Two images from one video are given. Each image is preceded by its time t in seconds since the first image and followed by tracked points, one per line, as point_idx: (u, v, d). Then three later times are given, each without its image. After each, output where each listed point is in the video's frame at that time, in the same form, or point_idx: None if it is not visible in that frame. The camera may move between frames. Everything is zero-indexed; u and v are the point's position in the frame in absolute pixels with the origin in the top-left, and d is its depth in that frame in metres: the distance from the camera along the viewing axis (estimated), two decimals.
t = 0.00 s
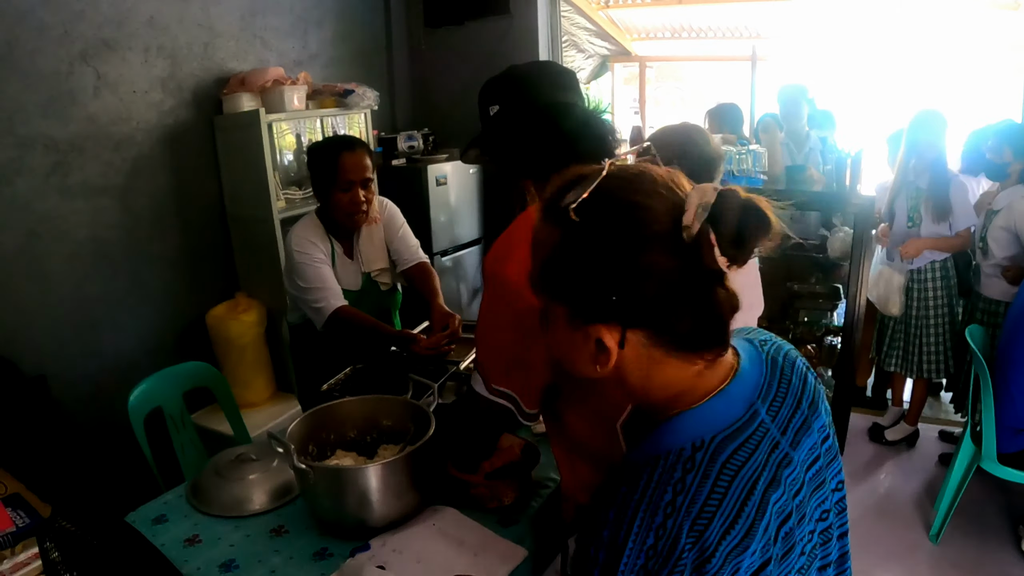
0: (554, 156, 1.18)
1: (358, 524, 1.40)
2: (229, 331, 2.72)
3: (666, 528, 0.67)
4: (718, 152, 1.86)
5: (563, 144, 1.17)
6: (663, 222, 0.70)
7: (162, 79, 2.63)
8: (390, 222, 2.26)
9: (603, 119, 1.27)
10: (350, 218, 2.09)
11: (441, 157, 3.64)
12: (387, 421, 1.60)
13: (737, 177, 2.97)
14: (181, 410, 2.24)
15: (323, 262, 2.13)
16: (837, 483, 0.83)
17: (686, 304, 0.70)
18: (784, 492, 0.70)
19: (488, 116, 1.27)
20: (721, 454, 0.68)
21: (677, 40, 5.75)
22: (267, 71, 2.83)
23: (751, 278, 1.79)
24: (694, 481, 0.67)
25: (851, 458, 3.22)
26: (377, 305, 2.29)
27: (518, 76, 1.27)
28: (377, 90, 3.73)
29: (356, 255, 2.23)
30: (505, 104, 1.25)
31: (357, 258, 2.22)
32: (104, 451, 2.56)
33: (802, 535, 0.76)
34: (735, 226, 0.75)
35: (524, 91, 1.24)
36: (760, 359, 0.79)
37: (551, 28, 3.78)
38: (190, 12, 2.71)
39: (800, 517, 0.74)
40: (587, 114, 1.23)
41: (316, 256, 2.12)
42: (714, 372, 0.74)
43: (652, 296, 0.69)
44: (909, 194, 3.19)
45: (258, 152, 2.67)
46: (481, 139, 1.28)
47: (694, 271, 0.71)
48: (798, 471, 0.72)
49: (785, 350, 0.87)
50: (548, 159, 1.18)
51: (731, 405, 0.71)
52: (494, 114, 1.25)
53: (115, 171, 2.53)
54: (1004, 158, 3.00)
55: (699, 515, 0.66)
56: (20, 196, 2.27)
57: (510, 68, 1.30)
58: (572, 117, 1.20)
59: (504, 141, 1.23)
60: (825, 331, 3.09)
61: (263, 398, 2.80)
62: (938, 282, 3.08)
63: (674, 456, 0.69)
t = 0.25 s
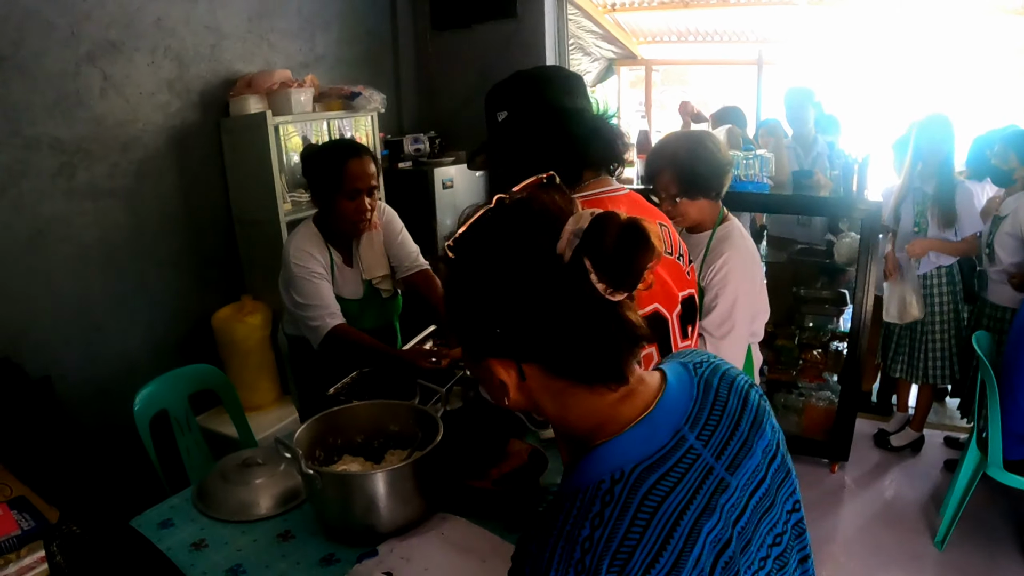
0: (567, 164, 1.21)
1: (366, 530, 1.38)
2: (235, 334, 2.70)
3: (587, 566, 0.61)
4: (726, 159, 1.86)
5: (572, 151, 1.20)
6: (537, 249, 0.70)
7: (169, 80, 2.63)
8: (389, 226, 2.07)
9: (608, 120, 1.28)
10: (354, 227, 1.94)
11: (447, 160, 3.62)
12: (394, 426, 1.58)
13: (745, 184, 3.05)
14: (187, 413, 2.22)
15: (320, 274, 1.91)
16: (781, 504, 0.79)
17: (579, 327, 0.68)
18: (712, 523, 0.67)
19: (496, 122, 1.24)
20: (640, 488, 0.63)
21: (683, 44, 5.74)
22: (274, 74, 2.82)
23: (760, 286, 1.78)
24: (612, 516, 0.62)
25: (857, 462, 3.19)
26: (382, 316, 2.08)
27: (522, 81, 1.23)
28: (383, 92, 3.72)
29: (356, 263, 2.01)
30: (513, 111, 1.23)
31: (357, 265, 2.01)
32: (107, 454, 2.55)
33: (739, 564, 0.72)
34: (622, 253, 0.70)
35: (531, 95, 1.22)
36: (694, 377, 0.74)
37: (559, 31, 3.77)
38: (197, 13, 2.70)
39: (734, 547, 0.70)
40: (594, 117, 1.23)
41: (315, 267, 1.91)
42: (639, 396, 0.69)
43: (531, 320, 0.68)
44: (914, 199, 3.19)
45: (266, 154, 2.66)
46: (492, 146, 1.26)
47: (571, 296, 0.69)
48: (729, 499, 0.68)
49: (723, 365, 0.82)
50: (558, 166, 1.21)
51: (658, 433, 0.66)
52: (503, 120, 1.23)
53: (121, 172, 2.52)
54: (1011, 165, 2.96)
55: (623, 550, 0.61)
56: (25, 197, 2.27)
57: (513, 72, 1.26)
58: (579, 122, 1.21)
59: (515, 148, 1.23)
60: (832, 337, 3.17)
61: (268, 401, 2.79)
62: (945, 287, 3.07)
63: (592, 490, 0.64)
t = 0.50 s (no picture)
0: (569, 167, 1.20)
1: (367, 533, 1.37)
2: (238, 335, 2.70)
3: None
4: (730, 164, 1.86)
5: (576, 156, 1.20)
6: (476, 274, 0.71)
7: (174, 82, 2.64)
8: (385, 229, 2.06)
9: (611, 124, 1.28)
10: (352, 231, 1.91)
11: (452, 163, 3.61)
12: (396, 429, 1.58)
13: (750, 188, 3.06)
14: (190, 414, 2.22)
15: (319, 283, 1.88)
16: (753, 513, 0.80)
17: (524, 348, 0.69)
18: (678, 532, 0.68)
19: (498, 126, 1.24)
20: (603, 500, 0.64)
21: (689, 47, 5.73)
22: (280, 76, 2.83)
23: (761, 291, 1.77)
24: (575, 528, 0.63)
25: (860, 469, 3.17)
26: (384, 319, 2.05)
27: (522, 83, 1.22)
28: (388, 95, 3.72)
29: (354, 267, 1.99)
30: (515, 113, 1.22)
31: (355, 269, 1.99)
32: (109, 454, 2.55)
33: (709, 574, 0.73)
34: (554, 275, 0.71)
35: (533, 98, 1.21)
36: (658, 391, 0.76)
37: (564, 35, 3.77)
38: (203, 15, 2.71)
39: (703, 557, 0.71)
40: (596, 121, 1.23)
41: (313, 276, 1.88)
42: (589, 411, 0.70)
43: (479, 341, 0.70)
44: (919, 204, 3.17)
45: (271, 157, 2.67)
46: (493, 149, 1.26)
47: (512, 317, 0.69)
48: (694, 508, 0.69)
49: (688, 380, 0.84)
50: (562, 171, 1.21)
51: (619, 445, 0.68)
52: (506, 124, 1.22)
53: (125, 174, 2.52)
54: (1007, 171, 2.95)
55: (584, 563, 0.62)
56: (30, 197, 2.28)
57: (514, 75, 1.25)
58: (583, 126, 1.21)
59: (518, 152, 1.22)
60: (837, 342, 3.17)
61: (271, 403, 2.79)
62: (947, 294, 3.04)
63: (557, 503, 0.65)
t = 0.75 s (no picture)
0: (567, 178, 1.21)
1: (363, 539, 1.38)
2: (242, 339, 2.72)
3: None
4: (734, 176, 1.86)
5: (573, 167, 1.20)
6: (448, 292, 0.77)
7: (180, 87, 2.67)
8: (383, 234, 2.08)
9: (609, 136, 1.28)
10: (349, 237, 1.91)
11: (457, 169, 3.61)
12: (394, 437, 1.58)
13: (754, 197, 3.06)
14: (191, 417, 2.23)
15: (319, 288, 1.88)
16: (732, 525, 0.81)
17: (496, 363, 0.74)
18: (654, 544, 0.69)
19: (496, 136, 1.25)
20: (575, 511, 0.66)
21: (696, 54, 5.73)
22: (285, 81, 2.85)
23: (758, 304, 1.78)
24: (547, 538, 0.65)
25: (862, 479, 3.16)
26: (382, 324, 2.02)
27: (522, 92, 1.23)
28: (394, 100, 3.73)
29: (353, 272, 2.01)
30: (513, 125, 1.23)
31: (354, 274, 2.00)
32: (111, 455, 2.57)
33: None
34: (520, 295, 0.75)
35: (532, 108, 1.22)
36: (635, 405, 0.78)
37: (570, 40, 3.77)
38: (209, 20, 2.74)
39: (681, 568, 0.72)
40: (594, 131, 1.24)
41: (312, 280, 1.89)
42: (560, 424, 0.73)
43: (453, 358, 0.75)
44: (924, 213, 3.17)
45: (274, 162, 2.69)
46: (492, 159, 1.26)
47: (480, 333, 0.75)
48: (670, 520, 0.70)
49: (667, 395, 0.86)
50: (560, 182, 1.21)
51: (593, 456, 0.69)
52: (503, 134, 1.23)
53: (130, 177, 2.55)
54: (997, 186, 2.92)
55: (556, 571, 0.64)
56: (36, 200, 2.31)
57: (514, 84, 1.25)
58: (580, 137, 1.21)
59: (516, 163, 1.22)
60: (840, 351, 3.17)
61: (274, 406, 2.80)
62: (949, 303, 3.04)
63: (530, 514, 0.67)
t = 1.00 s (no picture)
0: (556, 191, 1.20)
1: (350, 547, 1.38)
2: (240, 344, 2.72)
3: None
4: (733, 195, 1.87)
5: (562, 180, 1.20)
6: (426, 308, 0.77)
7: (181, 92, 2.69)
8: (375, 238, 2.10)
9: (600, 149, 1.28)
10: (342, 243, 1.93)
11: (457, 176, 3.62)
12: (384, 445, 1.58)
13: (753, 206, 3.06)
14: (188, 422, 2.24)
15: (311, 291, 1.88)
16: (706, 543, 0.81)
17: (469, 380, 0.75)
18: (620, 560, 0.70)
19: (486, 149, 1.24)
20: (540, 526, 0.67)
21: (700, 62, 5.73)
22: (285, 88, 2.86)
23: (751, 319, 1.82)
24: (511, 552, 0.66)
25: (860, 491, 3.14)
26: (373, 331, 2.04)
27: (512, 106, 1.23)
28: (395, 106, 3.75)
29: (346, 278, 2.03)
30: (503, 138, 1.22)
31: (347, 280, 2.03)
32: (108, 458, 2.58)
33: None
34: (498, 317, 0.76)
35: (521, 122, 1.22)
36: (609, 423, 0.79)
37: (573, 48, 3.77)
38: (211, 26, 2.77)
39: None
40: (584, 144, 1.23)
41: (305, 284, 1.88)
42: (534, 441, 0.74)
43: (429, 373, 0.76)
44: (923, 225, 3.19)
45: (274, 168, 2.70)
46: (482, 172, 1.26)
47: (454, 350, 0.75)
48: (638, 537, 0.71)
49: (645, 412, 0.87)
50: (549, 195, 1.21)
51: (560, 473, 0.70)
52: (493, 148, 1.23)
53: (131, 182, 2.57)
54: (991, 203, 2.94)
55: None
56: (37, 204, 2.33)
57: (505, 97, 1.25)
58: (570, 151, 1.21)
59: (506, 176, 1.23)
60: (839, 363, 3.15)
61: (270, 411, 2.81)
62: (945, 315, 3.02)
63: (495, 527, 0.68)
